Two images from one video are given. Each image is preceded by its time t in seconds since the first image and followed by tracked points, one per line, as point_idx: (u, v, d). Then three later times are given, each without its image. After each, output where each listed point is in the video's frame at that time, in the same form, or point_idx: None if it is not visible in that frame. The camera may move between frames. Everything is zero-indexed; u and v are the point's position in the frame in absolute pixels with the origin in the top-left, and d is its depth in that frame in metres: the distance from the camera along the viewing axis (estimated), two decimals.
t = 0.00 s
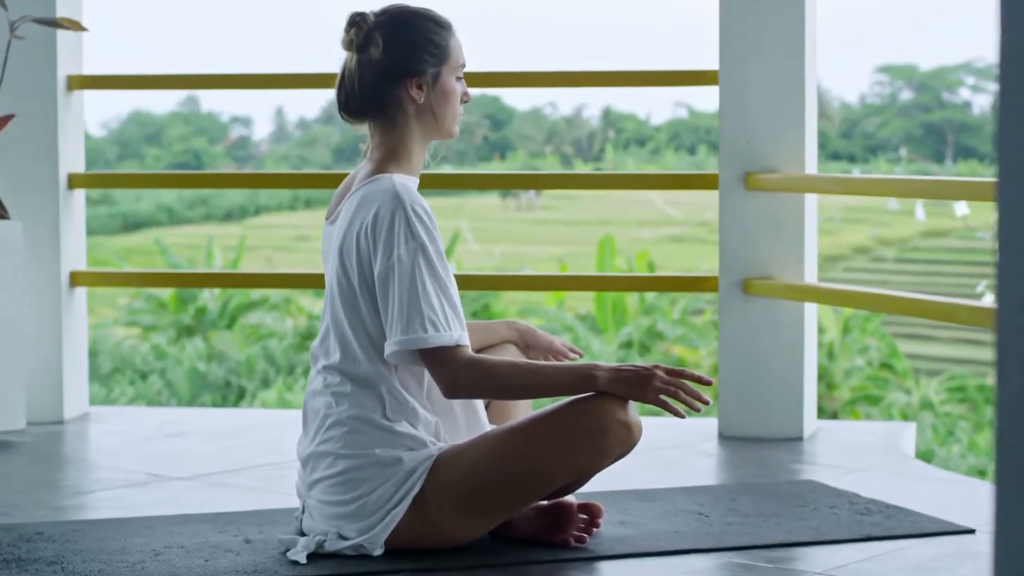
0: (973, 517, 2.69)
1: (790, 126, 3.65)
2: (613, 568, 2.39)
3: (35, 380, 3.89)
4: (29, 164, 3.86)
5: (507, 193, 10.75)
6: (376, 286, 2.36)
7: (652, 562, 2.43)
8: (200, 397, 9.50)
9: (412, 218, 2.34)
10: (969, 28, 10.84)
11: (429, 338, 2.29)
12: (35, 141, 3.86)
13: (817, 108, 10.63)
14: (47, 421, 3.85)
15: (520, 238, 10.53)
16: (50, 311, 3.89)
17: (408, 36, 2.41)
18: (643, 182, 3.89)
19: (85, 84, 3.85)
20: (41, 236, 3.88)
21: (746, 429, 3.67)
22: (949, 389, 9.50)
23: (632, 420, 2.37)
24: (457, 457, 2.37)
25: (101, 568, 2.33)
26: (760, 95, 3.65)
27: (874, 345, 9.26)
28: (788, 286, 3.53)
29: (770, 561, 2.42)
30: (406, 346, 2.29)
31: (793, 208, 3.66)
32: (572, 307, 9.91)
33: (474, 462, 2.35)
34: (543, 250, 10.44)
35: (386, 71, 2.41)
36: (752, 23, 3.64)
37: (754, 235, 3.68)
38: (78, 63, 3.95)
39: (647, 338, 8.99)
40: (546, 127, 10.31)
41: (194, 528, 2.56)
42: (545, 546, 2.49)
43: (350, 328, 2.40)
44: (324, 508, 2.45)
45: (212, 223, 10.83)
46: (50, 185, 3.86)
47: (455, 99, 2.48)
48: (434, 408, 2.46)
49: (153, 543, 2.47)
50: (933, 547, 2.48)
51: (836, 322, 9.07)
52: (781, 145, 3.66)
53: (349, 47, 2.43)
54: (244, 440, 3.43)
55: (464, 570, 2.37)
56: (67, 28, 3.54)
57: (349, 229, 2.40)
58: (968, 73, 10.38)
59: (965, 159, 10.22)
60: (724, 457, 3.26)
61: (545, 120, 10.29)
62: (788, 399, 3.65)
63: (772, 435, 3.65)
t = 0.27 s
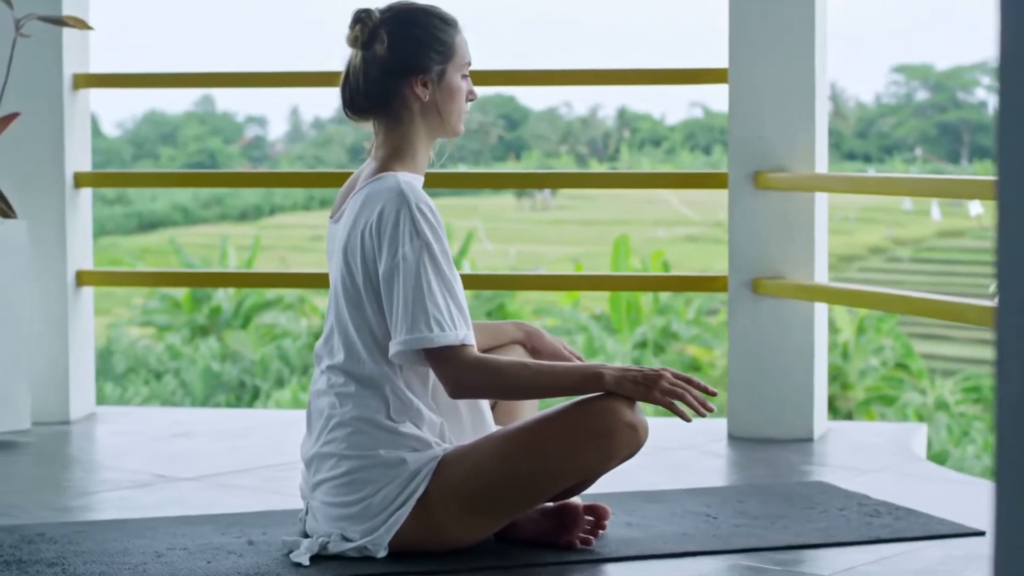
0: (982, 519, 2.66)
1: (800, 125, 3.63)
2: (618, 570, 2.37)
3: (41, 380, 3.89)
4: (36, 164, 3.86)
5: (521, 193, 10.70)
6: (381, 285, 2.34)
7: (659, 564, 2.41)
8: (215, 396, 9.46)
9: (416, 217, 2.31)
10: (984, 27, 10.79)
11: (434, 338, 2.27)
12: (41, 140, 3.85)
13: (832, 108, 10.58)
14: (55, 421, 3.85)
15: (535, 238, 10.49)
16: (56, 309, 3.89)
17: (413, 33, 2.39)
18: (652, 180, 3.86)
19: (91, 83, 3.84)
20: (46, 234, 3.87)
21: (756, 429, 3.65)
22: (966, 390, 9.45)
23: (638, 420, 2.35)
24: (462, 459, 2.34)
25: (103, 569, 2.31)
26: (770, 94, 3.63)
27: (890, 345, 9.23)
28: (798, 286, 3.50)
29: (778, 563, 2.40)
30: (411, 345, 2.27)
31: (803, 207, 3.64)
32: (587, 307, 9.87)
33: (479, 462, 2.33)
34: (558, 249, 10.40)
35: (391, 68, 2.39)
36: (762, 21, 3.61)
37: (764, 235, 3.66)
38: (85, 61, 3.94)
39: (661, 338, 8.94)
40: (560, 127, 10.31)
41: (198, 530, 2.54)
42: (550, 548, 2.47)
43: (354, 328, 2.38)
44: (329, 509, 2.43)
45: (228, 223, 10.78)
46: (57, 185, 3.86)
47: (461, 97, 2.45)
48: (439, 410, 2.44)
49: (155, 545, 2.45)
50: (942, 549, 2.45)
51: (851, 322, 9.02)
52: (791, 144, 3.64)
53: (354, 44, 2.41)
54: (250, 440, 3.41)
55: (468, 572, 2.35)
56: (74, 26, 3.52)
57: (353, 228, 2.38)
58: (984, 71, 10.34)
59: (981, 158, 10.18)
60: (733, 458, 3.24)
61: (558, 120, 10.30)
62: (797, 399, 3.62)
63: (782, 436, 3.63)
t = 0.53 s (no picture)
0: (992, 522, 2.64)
1: (809, 125, 3.61)
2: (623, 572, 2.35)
3: (46, 381, 3.89)
4: (41, 163, 3.85)
5: (535, 193, 10.64)
6: (385, 286, 2.31)
7: (665, 567, 2.39)
8: (228, 396, 9.39)
9: (420, 216, 2.29)
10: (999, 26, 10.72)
11: (439, 339, 2.25)
12: (47, 139, 3.85)
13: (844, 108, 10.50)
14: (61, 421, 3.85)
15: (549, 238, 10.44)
16: (62, 310, 3.89)
17: (417, 31, 2.37)
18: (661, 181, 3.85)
19: (97, 82, 3.83)
20: (52, 234, 3.87)
21: (765, 431, 3.63)
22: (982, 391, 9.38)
23: (644, 422, 2.33)
24: (466, 461, 2.32)
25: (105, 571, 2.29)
26: (779, 93, 3.61)
27: (903, 346, 9.19)
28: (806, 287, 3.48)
29: (785, 566, 2.38)
30: (415, 346, 2.25)
31: (812, 207, 3.62)
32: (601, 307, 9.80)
33: (484, 464, 2.31)
34: (572, 249, 10.35)
35: (394, 67, 2.37)
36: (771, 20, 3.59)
37: (773, 235, 3.64)
38: (90, 60, 3.94)
39: (674, 339, 8.85)
40: (574, 127, 10.24)
41: (201, 532, 2.52)
42: (556, 551, 2.45)
43: (358, 329, 2.36)
44: (332, 511, 2.41)
45: (242, 223, 10.69)
46: (63, 184, 3.85)
47: (465, 96, 2.43)
48: (444, 411, 2.42)
49: (158, 547, 2.43)
50: (951, 552, 2.43)
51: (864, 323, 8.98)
52: (800, 144, 3.62)
53: (358, 43, 2.39)
54: (254, 442, 3.39)
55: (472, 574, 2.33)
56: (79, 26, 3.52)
57: (357, 228, 2.36)
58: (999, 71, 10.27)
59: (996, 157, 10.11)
60: (741, 460, 3.22)
61: (572, 119, 10.23)
62: (807, 401, 3.60)
63: (791, 438, 3.61)
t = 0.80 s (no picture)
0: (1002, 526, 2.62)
1: (819, 126, 3.58)
2: None
3: (53, 382, 3.88)
4: (49, 163, 3.84)
5: (552, 193, 10.55)
6: (388, 287, 2.29)
7: (671, 571, 2.36)
8: (244, 396, 9.26)
9: (424, 217, 2.27)
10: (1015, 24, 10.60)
11: (443, 340, 2.22)
12: (54, 139, 3.84)
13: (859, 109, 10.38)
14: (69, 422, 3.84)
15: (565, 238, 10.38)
16: (69, 310, 3.87)
17: (421, 31, 2.35)
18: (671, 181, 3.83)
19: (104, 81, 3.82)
20: (57, 234, 3.85)
21: (776, 433, 3.60)
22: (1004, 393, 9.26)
23: (650, 426, 2.30)
24: (470, 464, 2.30)
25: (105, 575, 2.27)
26: (789, 93, 3.58)
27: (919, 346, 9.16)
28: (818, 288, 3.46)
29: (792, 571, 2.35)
30: (420, 347, 2.22)
31: (822, 208, 3.60)
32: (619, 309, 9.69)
33: (488, 467, 2.29)
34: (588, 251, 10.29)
35: (399, 66, 2.35)
36: (782, 19, 3.57)
37: (783, 236, 3.62)
38: (97, 59, 3.92)
39: (689, 339, 8.82)
40: (591, 127, 9.90)
41: (203, 535, 2.50)
42: (562, 555, 2.43)
43: (361, 331, 2.33)
44: (335, 514, 2.39)
45: (258, 222, 10.47)
46: (70, 185, 3.84)
47: (471, 96, 2.41)
48: (448, 414, 2.40)
49: (159, 551, 2.41)
50: (960, 557, 2.41)
51: (881, 323, 8.93)
52: (811, 144, 3.60)
53: (361, 43, 2.37)
54: (259, 444, 3.36)
55: None
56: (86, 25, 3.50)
57: (361, 228, 2.33)
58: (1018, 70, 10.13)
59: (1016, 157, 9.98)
60: (752, 463, 3.19)
61: (589, 120, 9.89)
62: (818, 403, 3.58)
63: (802, 441, 3.58)
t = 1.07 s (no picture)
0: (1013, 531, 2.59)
1: (830, 128, 3.56)
2: None
3: (61, 383, 3.87)
4: (57, 163, 3.83)
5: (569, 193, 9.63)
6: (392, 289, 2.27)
7: None
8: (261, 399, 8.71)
9: (429, 219, 2.24)
10: None
11: (439, 344, 2.18)
12: (61, 139, 3.83)
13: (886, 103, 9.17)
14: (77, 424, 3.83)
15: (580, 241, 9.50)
16: (76, 311, 3.86)
17: (426, 32, 2.33)
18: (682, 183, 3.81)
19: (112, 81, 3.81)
20: (64, 234, 3.85)
21: (787, 436, 3.58)
22: None
23: (656, 429, 2.28)
24: (475, 467, 2.28)
25: None
26: (801, 95, 3.56)
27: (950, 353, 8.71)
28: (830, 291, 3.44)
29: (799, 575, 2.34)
30: (418, 350, 2.19)
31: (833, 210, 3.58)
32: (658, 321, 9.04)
33: (492, 471, 2.27)
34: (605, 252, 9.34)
35: (404, 68, 2.33)
36: (793, 22, 3.55)
37: (794, 238, 3.60)
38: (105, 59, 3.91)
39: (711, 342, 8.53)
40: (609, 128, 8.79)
41: (208, 539, 2.49)
42: (569, 560, 2.41)
43: (366, 333, 2.31)
44: (340, 519, 2.37)
45: (276, 223, 9.40)
46: (78, 186, 3.83)
47: (477, 96, 2.39)
48: (454, 419, 2.38)
49: (162, 555, 2.39)
50: (970, 562, 2.39)
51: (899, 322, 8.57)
52: (822, 147, 3.57)
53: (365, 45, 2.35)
54: (267, 448, 3.34)
55: None
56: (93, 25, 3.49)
57: (368, 230, 2.31)
58: None
59: None
60: (764, 467, 3.16)
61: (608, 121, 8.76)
62: (830, 407, 3.55)
63: (813, 443, 3.56)
